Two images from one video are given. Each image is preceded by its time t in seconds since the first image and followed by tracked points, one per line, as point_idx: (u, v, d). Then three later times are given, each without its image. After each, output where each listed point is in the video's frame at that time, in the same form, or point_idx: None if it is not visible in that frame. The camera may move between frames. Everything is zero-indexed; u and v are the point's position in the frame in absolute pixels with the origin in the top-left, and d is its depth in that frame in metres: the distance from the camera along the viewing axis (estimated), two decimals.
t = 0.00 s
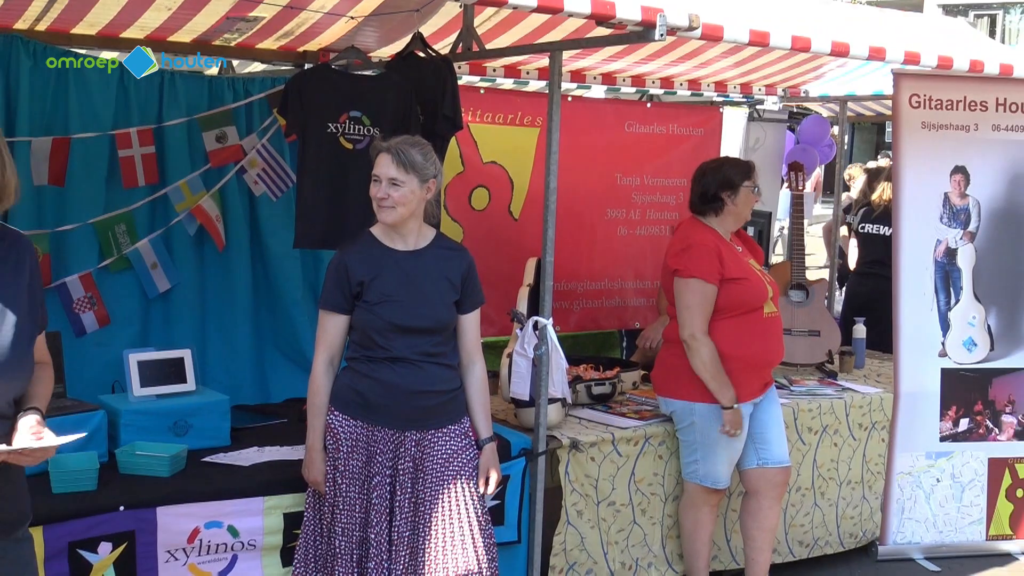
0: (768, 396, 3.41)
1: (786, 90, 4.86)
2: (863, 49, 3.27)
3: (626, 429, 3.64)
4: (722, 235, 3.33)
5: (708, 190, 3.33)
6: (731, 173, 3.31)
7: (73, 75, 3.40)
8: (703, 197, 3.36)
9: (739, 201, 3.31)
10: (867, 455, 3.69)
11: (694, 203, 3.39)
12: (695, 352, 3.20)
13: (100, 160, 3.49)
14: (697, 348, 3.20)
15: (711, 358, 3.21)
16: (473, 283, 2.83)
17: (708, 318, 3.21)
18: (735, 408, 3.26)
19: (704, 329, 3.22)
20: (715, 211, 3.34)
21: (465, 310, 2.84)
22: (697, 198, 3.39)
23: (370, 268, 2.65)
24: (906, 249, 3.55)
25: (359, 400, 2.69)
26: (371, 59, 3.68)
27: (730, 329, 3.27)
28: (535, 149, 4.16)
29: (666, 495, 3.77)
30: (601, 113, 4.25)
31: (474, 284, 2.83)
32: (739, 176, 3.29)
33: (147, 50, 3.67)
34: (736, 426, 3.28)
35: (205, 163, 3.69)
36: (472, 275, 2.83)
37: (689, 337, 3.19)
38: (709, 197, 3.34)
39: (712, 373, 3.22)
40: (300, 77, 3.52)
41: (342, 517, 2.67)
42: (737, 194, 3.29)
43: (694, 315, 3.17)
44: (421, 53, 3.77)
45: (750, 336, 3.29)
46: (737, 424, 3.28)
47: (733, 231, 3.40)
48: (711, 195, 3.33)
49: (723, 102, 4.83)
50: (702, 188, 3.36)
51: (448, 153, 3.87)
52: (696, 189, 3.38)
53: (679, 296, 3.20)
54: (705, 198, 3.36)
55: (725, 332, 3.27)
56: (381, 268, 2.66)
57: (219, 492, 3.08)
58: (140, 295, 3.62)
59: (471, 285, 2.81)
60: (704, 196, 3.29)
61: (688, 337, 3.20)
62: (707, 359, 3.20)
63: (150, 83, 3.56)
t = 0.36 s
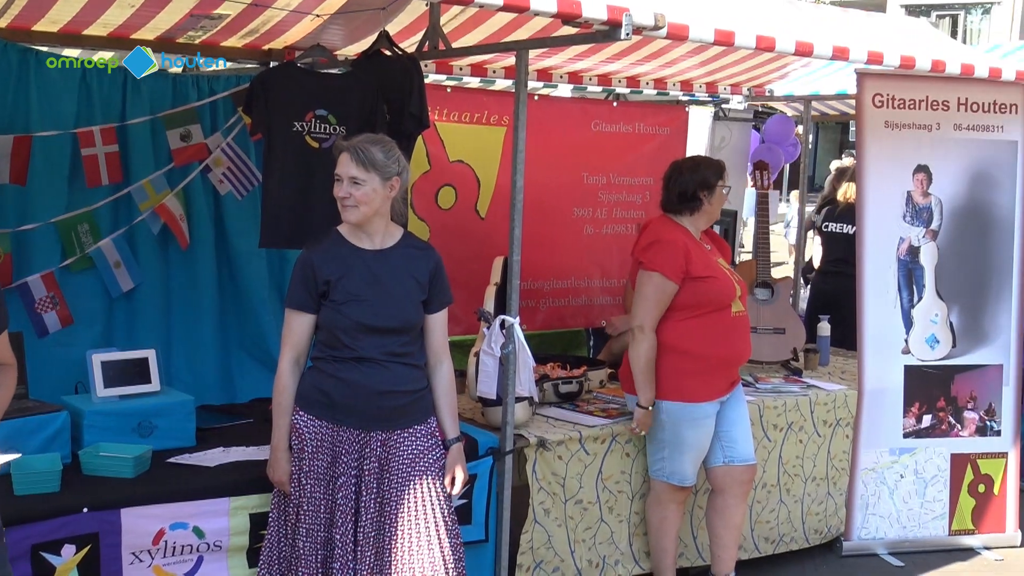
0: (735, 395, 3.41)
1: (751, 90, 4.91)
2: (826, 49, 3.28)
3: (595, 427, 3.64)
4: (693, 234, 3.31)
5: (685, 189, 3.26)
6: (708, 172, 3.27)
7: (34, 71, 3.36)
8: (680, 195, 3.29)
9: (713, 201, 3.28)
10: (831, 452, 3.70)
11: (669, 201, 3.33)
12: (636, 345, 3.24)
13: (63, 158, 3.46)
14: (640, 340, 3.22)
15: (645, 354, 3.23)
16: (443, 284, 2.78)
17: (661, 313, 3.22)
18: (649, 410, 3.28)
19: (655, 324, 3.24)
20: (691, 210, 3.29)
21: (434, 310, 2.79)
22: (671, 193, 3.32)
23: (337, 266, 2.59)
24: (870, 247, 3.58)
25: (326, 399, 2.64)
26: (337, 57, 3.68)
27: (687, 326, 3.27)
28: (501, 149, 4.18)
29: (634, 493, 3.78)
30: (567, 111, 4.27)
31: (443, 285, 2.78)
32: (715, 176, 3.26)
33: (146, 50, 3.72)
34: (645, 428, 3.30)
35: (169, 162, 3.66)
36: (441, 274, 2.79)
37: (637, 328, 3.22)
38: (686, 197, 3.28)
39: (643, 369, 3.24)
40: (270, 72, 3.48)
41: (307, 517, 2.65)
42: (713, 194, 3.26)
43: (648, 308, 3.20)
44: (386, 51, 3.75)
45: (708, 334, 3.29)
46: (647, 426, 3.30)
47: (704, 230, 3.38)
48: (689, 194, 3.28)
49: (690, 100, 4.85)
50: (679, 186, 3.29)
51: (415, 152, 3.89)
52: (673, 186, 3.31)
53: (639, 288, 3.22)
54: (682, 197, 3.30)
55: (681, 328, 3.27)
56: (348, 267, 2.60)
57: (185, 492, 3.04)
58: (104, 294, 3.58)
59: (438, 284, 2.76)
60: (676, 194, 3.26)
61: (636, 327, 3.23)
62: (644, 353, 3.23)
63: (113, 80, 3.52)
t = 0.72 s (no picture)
0: (703, 392, 3.43)
1: (720, 90, 4.95)
2: (793, 48, 3.28)
3: (564, 426, 3.64)
4: (659, 233, 3.32)
5: (647, 189, 3.29)
6: (671, 172, 3.29)
7: None
8: (642, 195, 3.31)
9: (678, 200, 3.31)
10: (799, 449, 3.72)
11: (634, 202, 3.34)
12: (623, 347, 3.22)
13: (28, 156, 3.41)
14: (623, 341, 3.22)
15: (637, 354, 3.22)
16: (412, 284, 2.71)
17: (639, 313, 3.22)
18: (665, 400, 3.26)
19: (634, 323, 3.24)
20: (655, 210, 3.31)
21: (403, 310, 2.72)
22: (636, 194, 3.33)
23: (304, 266, 2.53)
24: (836, 247, 3.61)
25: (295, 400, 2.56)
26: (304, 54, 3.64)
27: (663, 324, 3.28)
28: (470, 148, 4.19)
29: (603, 491, 3.78)
30: (537, 110, 4.28)
31: (412, 286, 2.71)
32: (678, 175, 3.28)
33: (147, 50, 3.70)
34: (676, 417, 3.28)
35: (135, 161, 3.64)
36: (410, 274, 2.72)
37: (617, 330, 3.21)
38: (649, 197, 3.31)
39: (638, 368, 3.23)
40: (241, 73, 3.47)
41: (276, 519, 2.55)
42: (676, 192, 3.28)
43: (625, 308, 3.19)
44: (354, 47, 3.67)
45: (681, 332, 3.30)
46: (676, 415, 3.28)
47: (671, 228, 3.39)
48: (652, 194, 3.29)
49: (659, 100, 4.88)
50: (643, 187, 3.31)
51: (383, 151, 3.89)
52: (636, 187, 3.33)
53: (612, 290, 3.22)
54: (645, 198, 3.32)
55: (658, 327, 3.28)
56: (315, 266, 2.53)
57: (152, 493, 2.98)
58: (70, 295, 3.55)
59: (407, 282, 2.69)
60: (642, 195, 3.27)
61: (616, 329, 3.22)
62: (634, 353, 3.22)
63: (78, 79, 3.49)
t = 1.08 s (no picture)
0: (676, 390, 3.42)
1: (691, 89, 4.99)
2: (765, 48, 3.27)
3: (537, 425, 3.63)
4: (630, 233, 3.33)
5: (615, 189, 3.29)
6: (638, 173, 3.29)
7: None
8: (609, 195, 3.32)
9: (646, 201, 3.30)
10: (771, 447, 3.74)
11: (602, 201, 3.36)
12: (577, 344, 3.26)
13: None
14: (581, 339, 3.25)
15: (586, 354, 3.25)
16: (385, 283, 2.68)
17: (600, 312, 3.24)
18: (597, 407, 3.29)
19: (595, 322, 3.26)
20: (622, 211, 3.32)
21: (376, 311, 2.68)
22: (606, 194, 3.34)
23: (276, 266, 2.48)
24: (807, 244, 3.63)
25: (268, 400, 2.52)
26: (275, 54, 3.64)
27: (629, 324, 3.28)
28: (443, 148, 4.20)
29: (576, 489, 3.77)
30: (509, 109, 4.29)
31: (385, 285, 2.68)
32: (646, 177, 3.29)
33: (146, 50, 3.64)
34: (598, 427, 3.30)
35: (105, 160, 3.60)
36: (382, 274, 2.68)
37: (577, 327, 3.24)
38: (615, 198, 3.31)
39: (585, 368, 3.26)
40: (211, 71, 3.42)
41: (250, 520, 2.54)
42: (643, 194, 3.28)
43: (586, 307, 3.22)
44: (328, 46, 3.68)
45: (650, 332, 3.30)
46: (600, 425, 3.30)
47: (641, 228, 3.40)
48: (619, 195, 3.30)
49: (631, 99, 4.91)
50: (611, 187, 3.32)
51: (355, 148, 3.92)
52: (605, 187, 3.33)
53: (577, 287, 3.24)
54: (612, 198, 3.32)
55: (626, 326, 3.28)
56: (286, 266, 2.49)
57: (123, 495, 2.92)
58: (38, 295, 3.52)
59: (380, 280, 2.65)
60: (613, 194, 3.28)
61: (576, 326, 3.25)
62: (584, 352, 3.25)
63: (47, 77, 3.45)
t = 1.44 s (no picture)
0: (653, 389, 3.43)
1: (668, 89, 5.01)
2: (742, 48, 3.27)
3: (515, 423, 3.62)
4: (607, 234, 3.34)
5: (592, 191, 3.29)
6: (616, 173, 3.30)
7: None
8: (587, 196, 3.33)
9: (623, 201, 3.31)
10: (748, 445, 3.75)
11: (580, 201, 3.37)
12: (538, 341, 3.33)
13: None
14: (543, 336, 3.31)
15: (544, 352, 3.32)
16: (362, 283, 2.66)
17: (565, 312, 3.28)
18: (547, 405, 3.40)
19: (561, 322, 3.31)
20: (599, 212, 3.33)
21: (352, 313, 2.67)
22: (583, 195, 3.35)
23: (251, 265, 2.45)
24: (783, 244, 3.65)
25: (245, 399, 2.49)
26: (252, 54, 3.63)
27: (597, 325, 3.28)
28: (420, 149, 4.21)
29: (554, 487, 3.76)
30: (486, 109, 4.30)
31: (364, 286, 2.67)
32: (622, 177, 3.29)
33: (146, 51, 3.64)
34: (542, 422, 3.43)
35: (80, 158, 3.58)
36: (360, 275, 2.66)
37: (540, 324, 3.30)
38: (592, 198, 3.32)
39: (542, 365, 3.34)
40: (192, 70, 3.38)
41: (226, 520, 2.50)
42: (620, 194, 3.29)
43: (551, 307, 3.27)
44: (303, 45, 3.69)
45: (621, 333, 3.31)
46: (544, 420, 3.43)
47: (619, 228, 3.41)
48: (595, 196, 3.30)
49: (608, 99, 4.94)
50: (588, 187, 3.33)
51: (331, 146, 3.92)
52: (582, 187, 3.34)
53: (545, 286, 3.29)
54: (590, 198, 3.33)
55: (595, 326, 3.29)
56: (263, 266, 2.46)
57: (99, 495, 2.88)
58: (12, 295, 3.49)
59: (355, 280, 2.63)
60: (590, 195, 3.29)
61: (540, 324, 3.31)
62: (543, 350, 3.32)
63: (20, 74, 3.42)
